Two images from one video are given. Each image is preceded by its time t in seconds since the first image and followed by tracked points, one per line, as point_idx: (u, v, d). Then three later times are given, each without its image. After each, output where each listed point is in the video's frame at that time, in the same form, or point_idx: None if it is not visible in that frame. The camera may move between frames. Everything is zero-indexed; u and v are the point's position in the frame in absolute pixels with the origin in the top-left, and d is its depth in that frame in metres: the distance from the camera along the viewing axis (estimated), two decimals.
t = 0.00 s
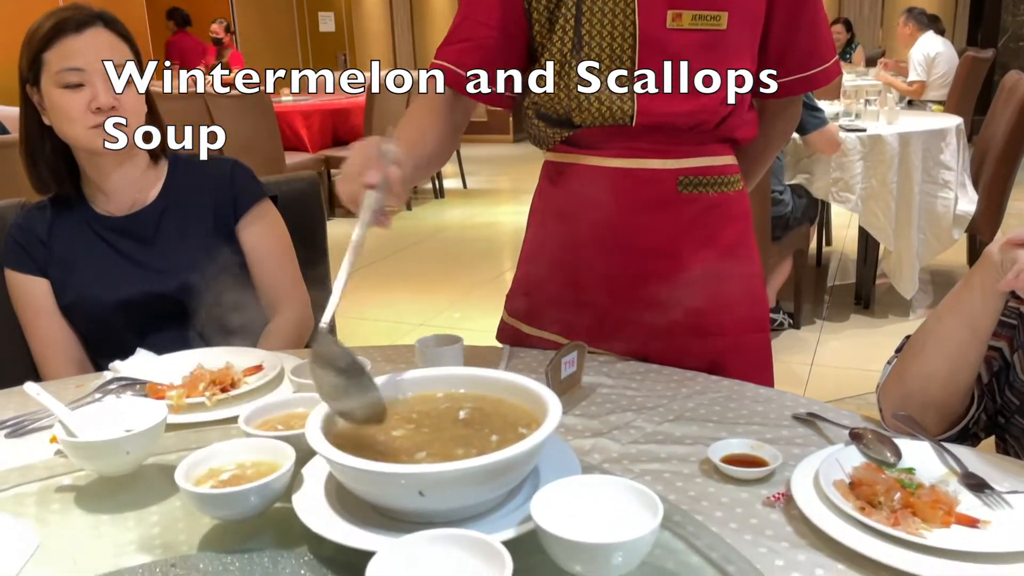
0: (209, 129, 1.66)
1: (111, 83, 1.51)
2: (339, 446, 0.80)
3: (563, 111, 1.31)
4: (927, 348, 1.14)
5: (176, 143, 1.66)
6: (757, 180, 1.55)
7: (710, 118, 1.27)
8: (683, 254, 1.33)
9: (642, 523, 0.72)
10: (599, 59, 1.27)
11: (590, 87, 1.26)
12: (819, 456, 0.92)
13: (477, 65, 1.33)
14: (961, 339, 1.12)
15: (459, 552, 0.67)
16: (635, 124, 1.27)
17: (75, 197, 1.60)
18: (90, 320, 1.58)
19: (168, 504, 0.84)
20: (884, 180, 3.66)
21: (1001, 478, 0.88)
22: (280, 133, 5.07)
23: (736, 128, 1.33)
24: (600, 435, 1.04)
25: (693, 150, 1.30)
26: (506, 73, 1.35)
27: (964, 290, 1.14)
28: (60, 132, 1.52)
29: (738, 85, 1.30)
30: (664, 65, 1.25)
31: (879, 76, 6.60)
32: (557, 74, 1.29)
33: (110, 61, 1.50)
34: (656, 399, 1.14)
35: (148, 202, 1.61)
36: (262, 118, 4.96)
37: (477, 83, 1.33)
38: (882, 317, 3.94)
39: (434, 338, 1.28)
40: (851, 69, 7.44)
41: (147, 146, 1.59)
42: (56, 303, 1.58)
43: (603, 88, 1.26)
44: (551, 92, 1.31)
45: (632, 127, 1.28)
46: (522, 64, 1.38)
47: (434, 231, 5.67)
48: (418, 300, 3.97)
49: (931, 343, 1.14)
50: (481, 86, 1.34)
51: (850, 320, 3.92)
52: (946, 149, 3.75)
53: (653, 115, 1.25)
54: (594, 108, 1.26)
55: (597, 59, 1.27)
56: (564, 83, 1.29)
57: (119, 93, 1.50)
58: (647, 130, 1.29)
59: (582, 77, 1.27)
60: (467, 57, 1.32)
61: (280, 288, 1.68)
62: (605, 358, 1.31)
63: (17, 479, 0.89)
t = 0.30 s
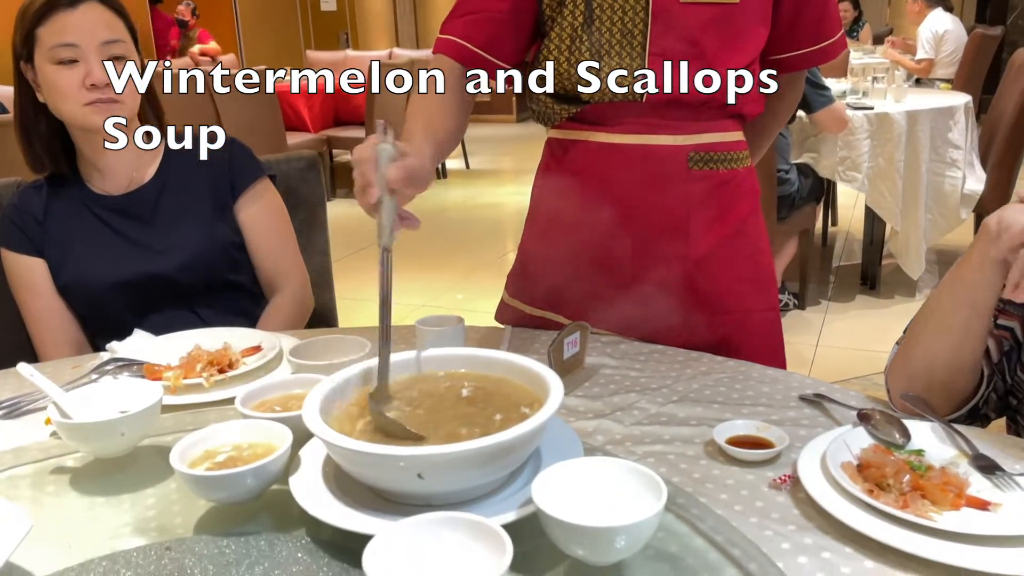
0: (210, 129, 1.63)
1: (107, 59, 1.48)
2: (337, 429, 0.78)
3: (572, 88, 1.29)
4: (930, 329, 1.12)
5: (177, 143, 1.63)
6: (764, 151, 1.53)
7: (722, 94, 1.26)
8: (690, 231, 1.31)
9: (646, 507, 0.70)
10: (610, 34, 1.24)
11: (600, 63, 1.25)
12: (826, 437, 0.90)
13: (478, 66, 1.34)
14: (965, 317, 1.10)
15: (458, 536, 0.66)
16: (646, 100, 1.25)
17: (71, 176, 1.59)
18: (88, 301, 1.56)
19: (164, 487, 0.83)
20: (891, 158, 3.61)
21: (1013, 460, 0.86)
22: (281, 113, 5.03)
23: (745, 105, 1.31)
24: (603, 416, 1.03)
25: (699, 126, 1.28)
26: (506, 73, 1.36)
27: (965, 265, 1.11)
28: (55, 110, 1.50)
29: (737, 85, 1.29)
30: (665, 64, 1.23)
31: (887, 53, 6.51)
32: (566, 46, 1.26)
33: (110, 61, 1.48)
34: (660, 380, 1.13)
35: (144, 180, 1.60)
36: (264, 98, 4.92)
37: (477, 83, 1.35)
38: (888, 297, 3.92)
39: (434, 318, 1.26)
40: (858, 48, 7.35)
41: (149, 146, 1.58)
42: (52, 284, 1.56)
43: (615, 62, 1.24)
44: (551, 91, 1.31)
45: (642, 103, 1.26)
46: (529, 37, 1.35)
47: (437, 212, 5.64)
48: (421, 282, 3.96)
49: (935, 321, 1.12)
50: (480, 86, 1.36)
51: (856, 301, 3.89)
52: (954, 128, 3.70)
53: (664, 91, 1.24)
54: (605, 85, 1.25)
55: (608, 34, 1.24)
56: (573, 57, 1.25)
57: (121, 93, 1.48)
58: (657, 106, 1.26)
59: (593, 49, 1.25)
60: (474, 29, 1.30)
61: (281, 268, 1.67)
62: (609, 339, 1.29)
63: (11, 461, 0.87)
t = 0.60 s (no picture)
0: (210, 129, 1.60)
1: (101, 37, 1.46)
2: (332, 414, 0.77)
3: (573, 63, 1.27)
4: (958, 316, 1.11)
5: (177, 143, 1.60)
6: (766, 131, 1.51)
7: (726, 69, 1.24)
8: (693, 211, 1.29)
9: (648, 493, 0.69)
10: (611, 8, 1.23)
11: (602, 38, 1.24)
12: (830, 420, 0.89)
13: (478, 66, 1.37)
14: (996, 305, 1.10)
15: (458, 524, 0.64)
16: (648, 76, 1.23)
17: (66, 156, 1.58)
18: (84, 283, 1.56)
19: (159, 471, 0.82)
20: (897, 139, 3.56)
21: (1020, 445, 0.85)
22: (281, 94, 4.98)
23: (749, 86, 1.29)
24: (603, 399, 1.01)
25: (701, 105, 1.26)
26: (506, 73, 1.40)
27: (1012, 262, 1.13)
28: (49, 89, 1.48)
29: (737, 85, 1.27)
30: (664, 62, 1.22)
31: (894, 31, 6.42)
32: (565, 23, 1.25)
33: (110, 61, 1.45)
34: (661, 362, 1.11)
35: (141, 159, 1.58)
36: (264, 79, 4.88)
37: (477, 82, 1.38)
38: (893, 279, 3.89)
39: (433, 300, 1.25)
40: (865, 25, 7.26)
41: (149, 146, 1.57)
42: (48, 265, 1.57)
43: (616, 38, 1.24)
44: (551, 92, 1.31)
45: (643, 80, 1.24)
46: (528, 10, 1.32)
47: (439, 194, 5.61)
48: (423, 264, 3.94)
49: (961, 306, 1.12)
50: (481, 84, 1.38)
51: (861, 282, 3.87)
52: (961, 107, 3.64)
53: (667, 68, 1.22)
54: (607, 61, 1.24)
55: (608, 8, 1.23)
56: (573, 33, 1.24)
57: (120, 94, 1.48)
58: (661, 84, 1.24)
59: (593, 23, 1.24)
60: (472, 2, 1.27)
61: (280, 251, 1.65)
62: (610, 321, 1.28)
63: (4, 445, 0.86)
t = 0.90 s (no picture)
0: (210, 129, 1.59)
1: (96, 12, 1.43)
2: (331, 393, 0.76)
3: (575, 37, 1.23)
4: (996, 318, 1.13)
5: (177, 143, 1.58)
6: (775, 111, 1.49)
7: (731, 44, 1.21)
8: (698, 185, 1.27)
9: (654, 475, 0.67)
10: None
11: (603, 10, 1.19)
12: (840, 400, 0.87)
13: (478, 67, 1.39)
14: None
15: (459, 506, 0.62)
16: (651, 50, 1.20)
17: (63, 134, 1.57)
18: (80, 262, 1.56)
19: (155, 452, 0.80)
20: (906, 118, 3.50)
21: None
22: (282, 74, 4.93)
23: (756, 59, 1.27)
24: (608, 379, 0.99)
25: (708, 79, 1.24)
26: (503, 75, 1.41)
27: None
28: (43, 65, 1.47)
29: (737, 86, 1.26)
30: (665, 63, 1.22)
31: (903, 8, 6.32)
32: None
33: (110, 61, 1.45)
34: (667, 343, 1.09)
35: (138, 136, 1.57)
36: (264, 59, 4.83)
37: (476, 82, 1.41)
38: (900, 259, 3.86)
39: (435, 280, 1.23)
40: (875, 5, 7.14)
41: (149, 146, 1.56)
42: (46, 245, 1.57)
43: (617, 11, 1.18)
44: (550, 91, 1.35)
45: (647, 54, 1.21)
46: None
47: (442, 175, 5.57)
48: (427, 245, 3.91)
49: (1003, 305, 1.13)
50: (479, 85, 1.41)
51: (867, 263, 3.84)
52: (971, 85, 3.58)
53: (671, 44, 1.19)
54: (609, 36, 1.20)
55: None
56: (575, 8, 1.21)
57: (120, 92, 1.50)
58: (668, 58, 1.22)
59: None
60: None
61: (280, 230, 1.64)
62: (615, 301, 1.26)
63: None
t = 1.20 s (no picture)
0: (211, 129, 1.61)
1: None
2: (333, 374, 0.74)
3: (578, 13, 1.23)
4: None
5: (177, 143, 1.60)
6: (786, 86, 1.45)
7: (738, 17, 1.18)
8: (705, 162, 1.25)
9: (662, 457, 0.65)
10: None
11: None
12: (852, 380, 0.85)
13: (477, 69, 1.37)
14: None
15: (464, 488, 0.61)
16: (656, 24, 1.18)
17: (60, 112, 1.57)
18: (78, 240, 1.59)
19: (155, 433, 0.79)
20: (914, 97, 3.44)
21: None
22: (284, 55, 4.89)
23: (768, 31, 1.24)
24: (614, 359, 0.98)
25: (716, 53, 1.21)
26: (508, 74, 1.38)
27: None
28: (39, 41, 1.45)
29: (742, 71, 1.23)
30: (665, 63, 1.21)
31: None
32: None
33: (110, 61, 1.44)
34: (674, 322, 1.08)
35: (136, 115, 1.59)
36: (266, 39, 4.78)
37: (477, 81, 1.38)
38: (907, 240, 3.83)
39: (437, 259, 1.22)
40: None
41: (149, 146, 1.58)
42: (44, 224, 1.60)
43: None
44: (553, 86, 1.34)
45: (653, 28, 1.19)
46: None
47: (446, 157, 5.53)
48: (430, 227, 3.89)
49: None
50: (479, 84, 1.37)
51: (874, 243, 3.81)
52: (980, 63, 3.51)
53: (675, 17, 1.17)
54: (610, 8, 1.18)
55: None
56: None
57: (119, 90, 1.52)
58: (673, 33, 1.20)
59: None
60: None
61: (278, 208, 1.66)
62: (621, 281, 1.24)
63: None
